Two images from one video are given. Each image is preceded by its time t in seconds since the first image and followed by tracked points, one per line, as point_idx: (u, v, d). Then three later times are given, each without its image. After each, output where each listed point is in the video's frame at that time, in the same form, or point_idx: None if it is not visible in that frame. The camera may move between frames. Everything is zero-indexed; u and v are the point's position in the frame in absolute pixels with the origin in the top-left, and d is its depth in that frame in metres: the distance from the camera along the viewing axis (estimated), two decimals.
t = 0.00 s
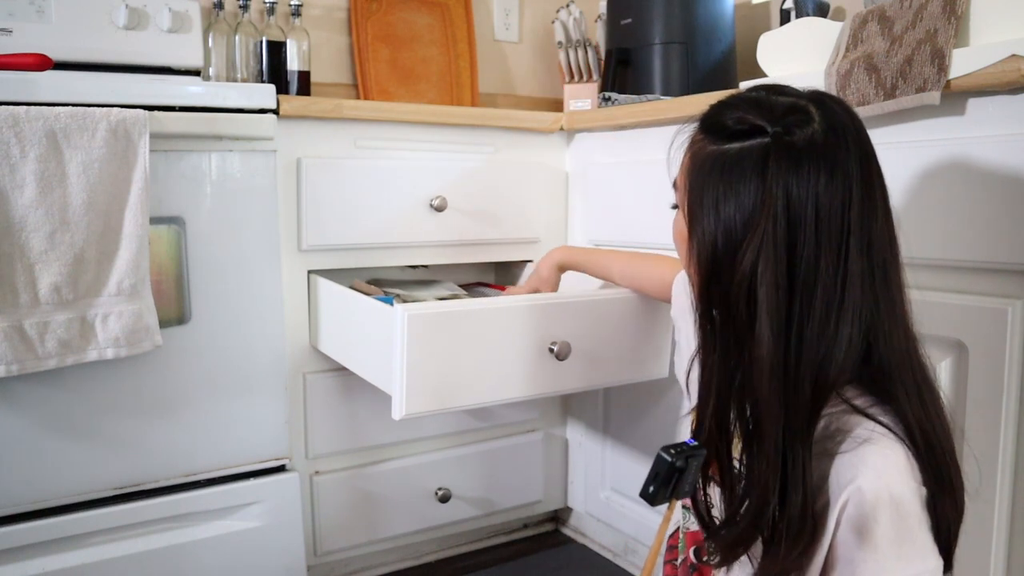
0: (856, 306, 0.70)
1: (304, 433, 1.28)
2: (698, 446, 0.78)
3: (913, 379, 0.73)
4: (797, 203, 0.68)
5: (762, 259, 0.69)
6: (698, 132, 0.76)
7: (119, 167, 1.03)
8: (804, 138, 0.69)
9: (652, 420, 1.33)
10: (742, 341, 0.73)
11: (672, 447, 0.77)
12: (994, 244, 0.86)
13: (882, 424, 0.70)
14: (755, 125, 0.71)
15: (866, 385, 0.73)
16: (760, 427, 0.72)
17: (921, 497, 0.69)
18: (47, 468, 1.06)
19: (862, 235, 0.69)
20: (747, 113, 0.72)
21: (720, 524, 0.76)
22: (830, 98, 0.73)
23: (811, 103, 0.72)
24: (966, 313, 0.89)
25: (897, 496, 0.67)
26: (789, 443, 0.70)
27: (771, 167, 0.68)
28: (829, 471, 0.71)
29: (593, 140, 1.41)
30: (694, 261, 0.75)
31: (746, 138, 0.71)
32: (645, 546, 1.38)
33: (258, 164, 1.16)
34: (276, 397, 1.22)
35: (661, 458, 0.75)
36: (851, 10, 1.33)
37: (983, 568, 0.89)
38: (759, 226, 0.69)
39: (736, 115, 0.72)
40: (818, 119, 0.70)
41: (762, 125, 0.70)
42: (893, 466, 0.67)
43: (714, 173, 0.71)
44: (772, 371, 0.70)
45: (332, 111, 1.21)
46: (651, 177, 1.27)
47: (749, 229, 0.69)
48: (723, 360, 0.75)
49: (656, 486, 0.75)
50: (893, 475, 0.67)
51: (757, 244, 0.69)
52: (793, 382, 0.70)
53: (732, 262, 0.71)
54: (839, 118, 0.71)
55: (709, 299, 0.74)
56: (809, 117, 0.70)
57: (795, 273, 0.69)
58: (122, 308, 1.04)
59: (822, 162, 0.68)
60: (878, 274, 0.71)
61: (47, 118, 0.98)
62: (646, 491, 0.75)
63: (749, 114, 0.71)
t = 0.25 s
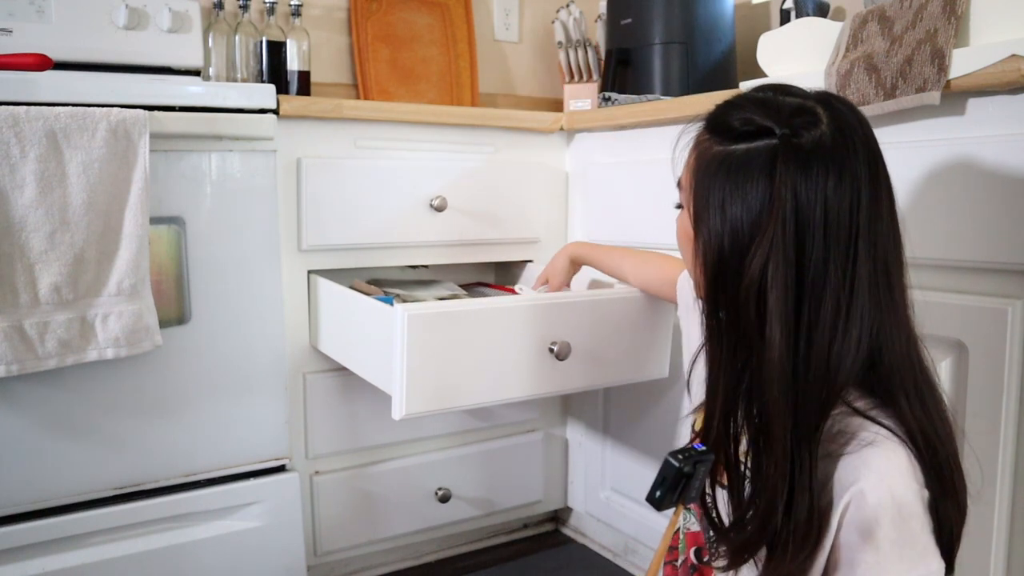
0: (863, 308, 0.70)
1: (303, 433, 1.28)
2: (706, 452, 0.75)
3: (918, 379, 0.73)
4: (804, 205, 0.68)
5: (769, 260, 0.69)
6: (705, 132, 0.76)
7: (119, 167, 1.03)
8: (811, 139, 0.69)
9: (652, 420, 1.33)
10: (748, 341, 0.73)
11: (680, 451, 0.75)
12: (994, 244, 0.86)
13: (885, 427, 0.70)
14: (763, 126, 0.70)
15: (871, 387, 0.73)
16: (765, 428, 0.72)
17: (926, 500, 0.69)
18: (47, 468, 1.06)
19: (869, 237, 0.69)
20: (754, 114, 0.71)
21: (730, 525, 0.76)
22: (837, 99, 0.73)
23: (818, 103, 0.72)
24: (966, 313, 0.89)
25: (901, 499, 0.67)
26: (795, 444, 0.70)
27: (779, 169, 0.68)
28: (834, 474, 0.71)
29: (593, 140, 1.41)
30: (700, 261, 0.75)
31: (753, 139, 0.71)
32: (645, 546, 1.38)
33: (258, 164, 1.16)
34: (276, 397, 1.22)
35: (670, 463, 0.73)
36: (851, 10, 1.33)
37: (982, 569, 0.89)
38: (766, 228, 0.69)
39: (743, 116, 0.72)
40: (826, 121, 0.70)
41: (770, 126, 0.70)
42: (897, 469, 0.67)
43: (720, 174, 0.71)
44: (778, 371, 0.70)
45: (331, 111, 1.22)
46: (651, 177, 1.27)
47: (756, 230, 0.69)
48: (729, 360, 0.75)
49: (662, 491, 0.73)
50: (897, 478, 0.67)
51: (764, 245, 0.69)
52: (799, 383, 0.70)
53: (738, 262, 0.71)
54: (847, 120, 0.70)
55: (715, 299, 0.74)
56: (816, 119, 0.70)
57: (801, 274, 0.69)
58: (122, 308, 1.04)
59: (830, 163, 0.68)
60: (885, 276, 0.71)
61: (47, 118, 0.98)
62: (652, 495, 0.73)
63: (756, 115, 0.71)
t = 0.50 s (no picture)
0: (866, 309, 0.70)
1: (304, 433, 1.28)
2: (710, 452, 0.76)
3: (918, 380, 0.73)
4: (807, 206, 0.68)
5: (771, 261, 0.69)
6: (709, 133, 0.76)
7: (119, 167, 1.03)
8: (815, 140, 0.69)
9: (652, 420, 1.33)
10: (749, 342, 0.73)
11: (684, 453, 0.75)
12: (994, 244, 0.86)
13: (886, 428, 0.70)
14: (766, 126, 0.71)
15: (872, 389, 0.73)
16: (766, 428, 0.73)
17: (927, 501, 0.69)
18: (47, 469, 1.06)
19: (872, 238, 0.69)
20: (759, 114, 0.72)
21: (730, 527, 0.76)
22: (840, 100, 0.73)
23: (822, 105, 0.72)
24: (966, 313, 0.89)
25: (902, 500, 0.67)
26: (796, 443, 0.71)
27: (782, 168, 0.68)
28: (834, 475, 0.71)
29: (593, 140, 1.41)
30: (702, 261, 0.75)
31: (757, 139, 0.71)
32: (645, 546, 1.38)
33: (258, 164, 1.16)
34: (276, 397, 1.22)
35: (673, 463, 0.74)
36: (851, 10, 1.33)
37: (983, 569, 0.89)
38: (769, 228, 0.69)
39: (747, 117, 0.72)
40: (831, 122, 0.70)
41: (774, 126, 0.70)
42: (898, 470, 0.67)
43: (724, 174, 0.71)
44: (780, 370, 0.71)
45: (331, 111, 1.21)
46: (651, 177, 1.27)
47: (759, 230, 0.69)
48: (730, 361, 0.75)
49: (667, 492, 0.73)
50: (898, 479, 0.67)
51: (767, 246, 0.69)
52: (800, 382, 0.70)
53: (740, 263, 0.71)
54: (850, 122, 0.71)
55: (716, 299, 0.75)
56: (820, 120, 0.70)
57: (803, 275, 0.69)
58: (122, 308, 1.04)
59: (834, 165, 0.68)
60: (888, 278, 0.71)
61: (47, 118, 0.98)
62: (657, 496, 0.74)
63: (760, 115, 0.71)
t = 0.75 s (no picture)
0: (878, 313, 0.70)
1: (303, 433, 1.28)
2: (709, 450, 0.75)
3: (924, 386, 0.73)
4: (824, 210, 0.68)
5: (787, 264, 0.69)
6: (723, 129, 0.75)
7: (118, 167, 1.03)
8: (835, 142, 0.68)
9: (652, 420, 1.33)
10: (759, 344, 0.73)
11: (681, 450, 0.75)
12: (994, 244, 0.86)
13: (889, 431, 0.70)
14: (785, 126, 0.70)
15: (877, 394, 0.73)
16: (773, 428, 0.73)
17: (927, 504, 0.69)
18: (47, 468, 1.06)
19: (886, 242, 0.70)
20: (777, 113, 0.71)
21: (730, 527, 0.76)
22: (857, 102, 0.73)
23: (840, 106, 0.71)
24: (965, 313, 0.89)
25: (901, 500, 0.67)
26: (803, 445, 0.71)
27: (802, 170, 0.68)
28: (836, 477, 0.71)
29: (594, 140, 1.41)
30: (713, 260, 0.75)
31: (776, 139, 0.70)
32: (645, 546, 1.38)
33: (258, 164, 1.16)
34: (276, 397, 1.22)
35: (671, 462, 0.73)
36: (851, 10, 1.33)
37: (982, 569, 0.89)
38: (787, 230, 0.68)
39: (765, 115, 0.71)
40: (848, 125, 0.70)
41: (794, 127, 0.70)
42: (897, 470, 0.68)
43: (740, 174, 0.71)
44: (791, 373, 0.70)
45: (331, 111, 1.21)
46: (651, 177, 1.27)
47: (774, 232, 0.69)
48: (740, 360, 0.75)
49: (663, 490, 0.73)
50: (898, 479, 0.67)
51: (782, 249, 0.69)
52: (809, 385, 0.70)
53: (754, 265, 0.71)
54: (868, 125, 0.71)
55: (726, 299, 0.74)
56: (838, 122, 0.70)
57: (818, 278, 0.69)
58: (122, 308, 1.04)
59: (853, 169, 0.68)
60: (899, 283, 0.71)
61: (47, 118, 0.98)
62: (653, 495, 0.73)
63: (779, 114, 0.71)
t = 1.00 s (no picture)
0: (932, 312, 0.74)
1: (303, 433, 1.28)
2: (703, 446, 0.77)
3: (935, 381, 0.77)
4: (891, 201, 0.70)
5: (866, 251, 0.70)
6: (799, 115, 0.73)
7: (119, 167, 1.03)
8: (917, 145, 0.71)
9: (652, 420, 1.33)
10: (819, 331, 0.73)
11: (677, 448, 0.76)
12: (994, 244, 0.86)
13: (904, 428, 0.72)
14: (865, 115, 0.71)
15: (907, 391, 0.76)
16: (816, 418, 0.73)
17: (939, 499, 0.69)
18: (47, 469, 1.06)
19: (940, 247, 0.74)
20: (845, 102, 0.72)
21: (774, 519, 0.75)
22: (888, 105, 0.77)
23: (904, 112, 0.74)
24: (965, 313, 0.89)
25: (913, 497, 0.68)
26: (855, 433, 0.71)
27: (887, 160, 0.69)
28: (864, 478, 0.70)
29: (593, 140, 1.41)
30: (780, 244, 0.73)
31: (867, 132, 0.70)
32: (645, 546, 1.38)
33: (259, 164, 1.16)
34: (276, 397, 1.22)
35: (667, 460, 0.74)
36: (851, 10, 1.33)
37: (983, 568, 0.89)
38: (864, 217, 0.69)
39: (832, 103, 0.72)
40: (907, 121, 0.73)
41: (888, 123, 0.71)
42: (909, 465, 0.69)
43: (839, 161, 0.69)
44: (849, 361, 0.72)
45: (331, 111, 1.21)
46: (651, 177, 1.27)
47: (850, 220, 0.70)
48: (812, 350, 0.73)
49: (660, 489, 0.74)
50: (909, 476, 0.68)
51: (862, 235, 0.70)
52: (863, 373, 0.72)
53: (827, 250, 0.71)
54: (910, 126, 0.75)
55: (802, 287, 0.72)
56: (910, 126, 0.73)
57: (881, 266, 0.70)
58: (122, 308, 1.04)
59: (931, 174, 0.71)
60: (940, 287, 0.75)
61: (47, 118, 0.98)
62: (650, 493, 0.74)
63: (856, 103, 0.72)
